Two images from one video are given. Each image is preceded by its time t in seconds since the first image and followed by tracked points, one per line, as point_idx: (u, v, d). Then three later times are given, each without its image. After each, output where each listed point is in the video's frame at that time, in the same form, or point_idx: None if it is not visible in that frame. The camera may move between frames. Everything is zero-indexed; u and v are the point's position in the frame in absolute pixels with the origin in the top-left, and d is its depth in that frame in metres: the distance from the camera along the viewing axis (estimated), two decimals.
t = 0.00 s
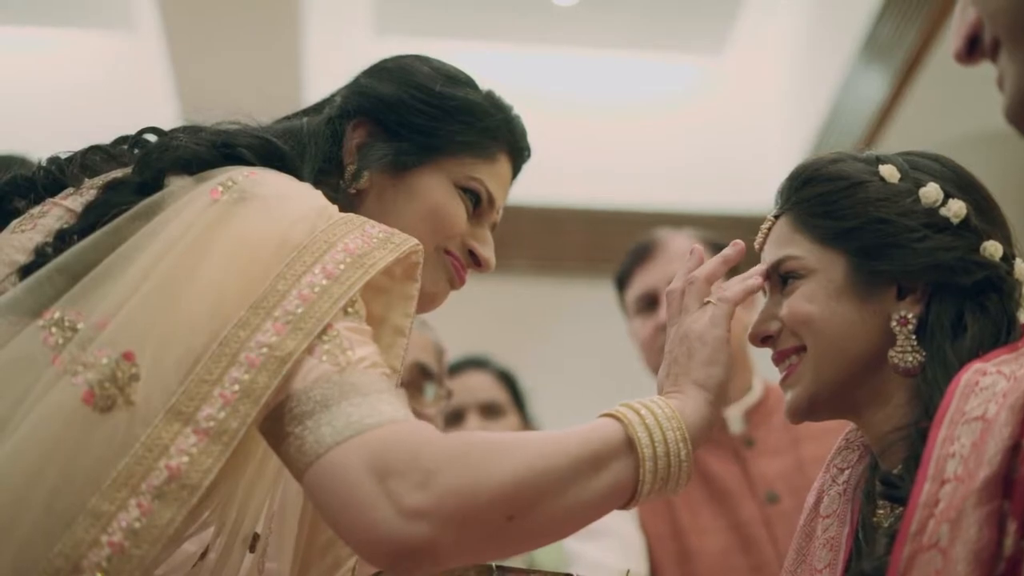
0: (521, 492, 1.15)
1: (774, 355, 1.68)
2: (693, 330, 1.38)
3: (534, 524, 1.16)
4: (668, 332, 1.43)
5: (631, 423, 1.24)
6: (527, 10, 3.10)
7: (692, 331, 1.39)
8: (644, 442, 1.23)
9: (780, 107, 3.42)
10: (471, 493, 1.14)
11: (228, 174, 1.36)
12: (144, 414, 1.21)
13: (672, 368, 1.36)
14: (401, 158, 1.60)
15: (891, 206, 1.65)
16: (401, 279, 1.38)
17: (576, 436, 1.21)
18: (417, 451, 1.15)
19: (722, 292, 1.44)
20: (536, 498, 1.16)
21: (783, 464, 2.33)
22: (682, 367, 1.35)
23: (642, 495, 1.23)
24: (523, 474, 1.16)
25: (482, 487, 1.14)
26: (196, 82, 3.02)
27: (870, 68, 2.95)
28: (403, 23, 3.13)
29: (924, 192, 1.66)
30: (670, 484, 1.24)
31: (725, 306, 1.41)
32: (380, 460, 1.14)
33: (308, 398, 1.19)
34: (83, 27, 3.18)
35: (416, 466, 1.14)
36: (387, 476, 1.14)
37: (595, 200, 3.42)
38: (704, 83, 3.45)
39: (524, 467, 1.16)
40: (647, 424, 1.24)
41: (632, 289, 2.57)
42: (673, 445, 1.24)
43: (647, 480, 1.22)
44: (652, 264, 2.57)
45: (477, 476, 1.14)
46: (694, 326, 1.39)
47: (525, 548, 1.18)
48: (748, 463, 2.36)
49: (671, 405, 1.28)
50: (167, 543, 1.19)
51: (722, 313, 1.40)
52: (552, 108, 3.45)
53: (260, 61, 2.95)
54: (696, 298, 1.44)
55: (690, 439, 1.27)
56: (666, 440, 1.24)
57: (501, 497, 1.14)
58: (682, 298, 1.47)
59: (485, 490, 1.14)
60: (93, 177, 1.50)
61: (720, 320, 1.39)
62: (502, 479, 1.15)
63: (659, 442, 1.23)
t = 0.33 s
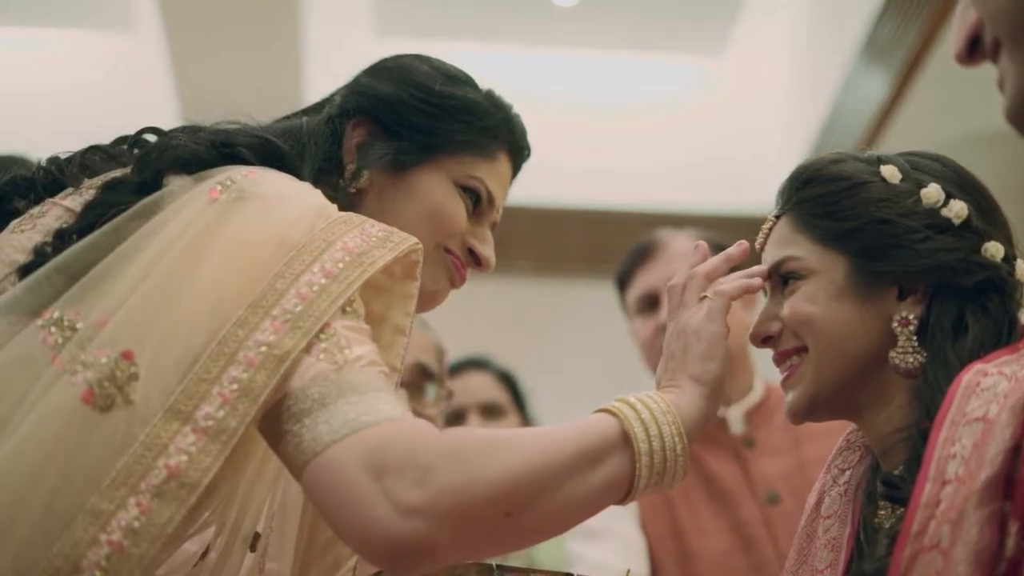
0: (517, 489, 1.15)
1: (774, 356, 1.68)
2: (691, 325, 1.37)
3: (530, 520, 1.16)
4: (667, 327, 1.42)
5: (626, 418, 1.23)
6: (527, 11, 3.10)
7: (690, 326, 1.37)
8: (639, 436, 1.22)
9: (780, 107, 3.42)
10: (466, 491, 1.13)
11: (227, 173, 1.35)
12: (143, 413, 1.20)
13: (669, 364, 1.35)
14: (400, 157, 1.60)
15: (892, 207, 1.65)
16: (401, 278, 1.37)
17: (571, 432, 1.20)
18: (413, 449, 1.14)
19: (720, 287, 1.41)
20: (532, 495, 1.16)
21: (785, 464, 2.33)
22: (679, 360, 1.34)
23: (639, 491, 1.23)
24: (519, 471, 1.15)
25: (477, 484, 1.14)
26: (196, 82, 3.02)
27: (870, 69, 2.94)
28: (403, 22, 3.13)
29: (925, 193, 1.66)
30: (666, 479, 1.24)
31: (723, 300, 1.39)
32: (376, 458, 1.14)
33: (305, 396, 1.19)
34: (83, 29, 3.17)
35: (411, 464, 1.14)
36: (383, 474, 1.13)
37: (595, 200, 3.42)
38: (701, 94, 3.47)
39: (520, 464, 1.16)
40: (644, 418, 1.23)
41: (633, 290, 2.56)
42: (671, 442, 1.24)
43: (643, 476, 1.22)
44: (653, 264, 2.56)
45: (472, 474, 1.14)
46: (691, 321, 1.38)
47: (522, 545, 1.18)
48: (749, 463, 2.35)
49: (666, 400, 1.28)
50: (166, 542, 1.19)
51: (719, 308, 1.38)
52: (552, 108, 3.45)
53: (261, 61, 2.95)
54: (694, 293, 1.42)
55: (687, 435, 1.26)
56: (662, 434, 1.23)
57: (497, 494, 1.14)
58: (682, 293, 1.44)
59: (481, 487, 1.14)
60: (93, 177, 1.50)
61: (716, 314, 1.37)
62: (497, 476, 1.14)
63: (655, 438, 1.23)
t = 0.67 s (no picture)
0: (515, 482, 1.14)
1: (775, 356, 1.67)
2: (689, 318, 1.35)
3: (528, 514, 1.15)
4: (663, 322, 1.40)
5: (624, 411, 1.21)
6: (527, 12, 3.10)
7: (688, 320, 1.35)
8: (637, 429, 1.20)
9: (781, 108, 3.42)
10: (464, 484, 1.13)
11: (225, 170, 1.35)
12: (141, 409, 1.20)
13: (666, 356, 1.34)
14: (398, 153, 1.60)
15: (893, 207, 1.65)
16: (400, 274, 1.37)
17: (569, 425, 1.19)
18: (411, 443, 1.14)
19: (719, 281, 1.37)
20: (530, 488, 1.15)
21: (785, 464, 2.33)
22: (676, 353, 1.32)
23: (637, 484, 1.21)
24: (516, 464, 1.15)
25: (476, 478, 1.13)
26: (197, 82, 3.01)
27: (871, 70, 2.94)
28: (404, 21, 3.12)
29: (926, 192, 1.65)
30: (664, 471, 1.22)
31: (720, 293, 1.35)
32: (373, 452, 1.13)
33: (303, 391, 1.19)
34: (84, 29, 3.17)
35: (409, 457, 1.13)
36: (381, 467, 1.13)
37: (595, 200, 3.41)
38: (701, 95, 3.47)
39: (518, 457, 1.15)
40: (641, 411, 1.22)
41: (633, 290, 2.56)
42: (669, 433, 1.22)
43: (641, 468, 1.20)
44: (653, 265, 2.56)
45: (471, 467, 1.13)
46: (688, 314, 1.36)
47: (521, 538, 1.17)
48: (750, 463, 2.34)
49: (663, 392, 1.26)
50: (164, 538, 1.18)
51: (718, 302, 1.34)
52: (552, 108, 3.44)
53: (262, 61, 2.94)
54: (691, 287, 1.39)
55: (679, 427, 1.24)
56: (659, 427, 1.21)
57: (494, 487, 1.13)
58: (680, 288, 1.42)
59: (478, 481, 1.13)
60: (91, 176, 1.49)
61: (715, 309, 1.34)
62: (496, 469, 1.14)
63: (654, 429, 1.21)
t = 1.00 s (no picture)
0: (508, 468, 1.13)
1: (776, 357, 1.67)
2: (682, 296, 1.31)
3: (523, 498, 1.14)
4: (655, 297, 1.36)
5: (614, 392, 1.21)
6: (527, 13, 3.10)
7: (682, 298, 1.32)
8: (628, 411, 1.20)
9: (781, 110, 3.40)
10: (457, 472, 1.11)
11: (220, 163, 1.34)
12: (137, 402, 1.19)
13: (658, 335, 1.31)
14: (394, 142, 1.59)
15: (893, 208, 1.65)
16: (398, 266, 1.36)
17: (559, 408, 1.18)
18: (403, 431, 1.12)
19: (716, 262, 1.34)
20: (523, 473, 1.13)
21: (787, 465, 2.32)
22: (669, 332, 1.30)
23: (627, 463, 1.20)
24: (510, 450, 1.13)
25: (469, 466, 1.11)
26: (197, 82, 3.01)
27: (871, 70, 2.94)
28: (404, 21, 3.12)
29: (926, 193, 1.65)
30: (654, 453, 1.22)
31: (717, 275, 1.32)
32: (365, 441, 1.12)
33: (295, 382, 1.17)
34: (83, 30, 3.15)
35: (401, 446, 1.11)
36: (373, 456, 1.11)
37: (595, 200, 3.42)
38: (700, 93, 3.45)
39: (511, 443, 1.13)
40: (632, 393, 1.21)
41: (634, 291, 2.56)
42: (660, 414, 1.21)
43: (632, 450, 1.20)
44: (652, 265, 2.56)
45: (463, 455, 1.12)
46: (682, 291, 1.32)
47: (515, 521, 1.16)
48: (751, 463, 2.34)
49: (654, 373, 1.25)
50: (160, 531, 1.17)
51: (714, 283, 1.32)
52: (552, 108, 3.45)
53: (262, 62, 2.94)
54: (685, 263, 1.35)
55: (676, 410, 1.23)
56: (650, 409, 1.21)
57: (487, 473, 1.12)
58: (673, 264, 1.36)
59: (471, 468, 1.11)
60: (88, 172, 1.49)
61: (712, 289, 1.31)
62: (488, 456, 1.12)
63: (644, 411, 1.20)
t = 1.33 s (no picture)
0: (510, 440, 1.09)
1: (776, 356, 1.68)
2: (687, 265, 1.26)
3: (526, 471, 1.10)
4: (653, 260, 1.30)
5: (613, 363, 1.16)
6: (527, 14, 3.10)
7: (688, 267, 1.26)
8: (628, 383, 1.15)
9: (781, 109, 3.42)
10: (458, 446, 1.07)
11: (214, 151, 1.32)
12: (132, 387, 1.19)
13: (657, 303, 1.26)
14: (387, 128, 1.59)
15: (893, 208, 1.64)
16: (394, 250, 1.35)
17: (559, 378, 1.14)
18: (403, 406, 1.09)
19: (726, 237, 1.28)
20: (525, 445, 1.09)
21: (788, 466, 2.32)
22: (669, 301, 1.25)
23: (627, 432, 1.16)
24: (512, 422, 1.09)
25: (471, 439, 1.08)
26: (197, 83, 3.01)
27: (873, 70, 2.94)
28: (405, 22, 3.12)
29: (926, 195, 1.65)
30: (652, 422, 1.18)
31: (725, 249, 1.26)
32: (365, 416, 1.09)
33: (293, 362, 1.16)
34: (83, 32, 3.17)
35: (403, 421, 1.08)
36: (374, 432, 1.08)
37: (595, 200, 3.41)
38: (700, 94, 3.47)
39: (512, 415, 1.09)
40: (632, 364, 1.17)
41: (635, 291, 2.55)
42: (655, 380, 1.17)
43: (631, 421, 1.16)
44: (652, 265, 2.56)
45: (464, 428, 1.08)
46: (687, 260, 1.27)
47: (518, 494, 1.12)
48: (752, 464, 2.33)
49: (651, 343, 1.20)
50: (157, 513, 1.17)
51: (722, 256, 1.26)
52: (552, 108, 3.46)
53: (263, 62, 2.94)
54: (689, 232, 1.30)
55: (670, 375, 1.19)
56: (649, 381, 1.17)
57: (488, 445, 1.08)
58: (676, 229, 1.31)
59: (473, 441, 1.08)
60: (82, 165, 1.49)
61: (722, 264, 1.25)
62: (488, 428, 1.08)
63: (642, 379, 1.16)
